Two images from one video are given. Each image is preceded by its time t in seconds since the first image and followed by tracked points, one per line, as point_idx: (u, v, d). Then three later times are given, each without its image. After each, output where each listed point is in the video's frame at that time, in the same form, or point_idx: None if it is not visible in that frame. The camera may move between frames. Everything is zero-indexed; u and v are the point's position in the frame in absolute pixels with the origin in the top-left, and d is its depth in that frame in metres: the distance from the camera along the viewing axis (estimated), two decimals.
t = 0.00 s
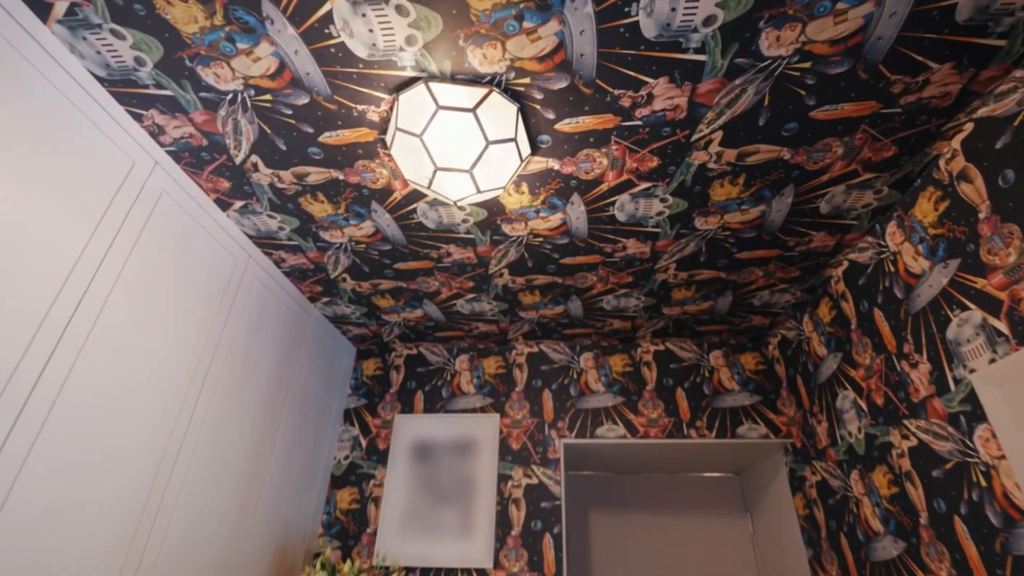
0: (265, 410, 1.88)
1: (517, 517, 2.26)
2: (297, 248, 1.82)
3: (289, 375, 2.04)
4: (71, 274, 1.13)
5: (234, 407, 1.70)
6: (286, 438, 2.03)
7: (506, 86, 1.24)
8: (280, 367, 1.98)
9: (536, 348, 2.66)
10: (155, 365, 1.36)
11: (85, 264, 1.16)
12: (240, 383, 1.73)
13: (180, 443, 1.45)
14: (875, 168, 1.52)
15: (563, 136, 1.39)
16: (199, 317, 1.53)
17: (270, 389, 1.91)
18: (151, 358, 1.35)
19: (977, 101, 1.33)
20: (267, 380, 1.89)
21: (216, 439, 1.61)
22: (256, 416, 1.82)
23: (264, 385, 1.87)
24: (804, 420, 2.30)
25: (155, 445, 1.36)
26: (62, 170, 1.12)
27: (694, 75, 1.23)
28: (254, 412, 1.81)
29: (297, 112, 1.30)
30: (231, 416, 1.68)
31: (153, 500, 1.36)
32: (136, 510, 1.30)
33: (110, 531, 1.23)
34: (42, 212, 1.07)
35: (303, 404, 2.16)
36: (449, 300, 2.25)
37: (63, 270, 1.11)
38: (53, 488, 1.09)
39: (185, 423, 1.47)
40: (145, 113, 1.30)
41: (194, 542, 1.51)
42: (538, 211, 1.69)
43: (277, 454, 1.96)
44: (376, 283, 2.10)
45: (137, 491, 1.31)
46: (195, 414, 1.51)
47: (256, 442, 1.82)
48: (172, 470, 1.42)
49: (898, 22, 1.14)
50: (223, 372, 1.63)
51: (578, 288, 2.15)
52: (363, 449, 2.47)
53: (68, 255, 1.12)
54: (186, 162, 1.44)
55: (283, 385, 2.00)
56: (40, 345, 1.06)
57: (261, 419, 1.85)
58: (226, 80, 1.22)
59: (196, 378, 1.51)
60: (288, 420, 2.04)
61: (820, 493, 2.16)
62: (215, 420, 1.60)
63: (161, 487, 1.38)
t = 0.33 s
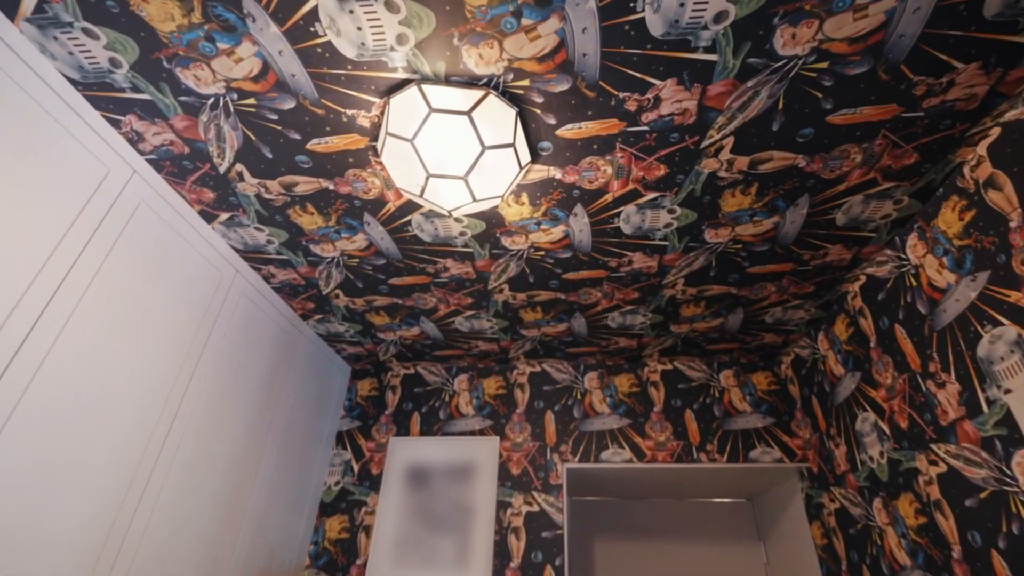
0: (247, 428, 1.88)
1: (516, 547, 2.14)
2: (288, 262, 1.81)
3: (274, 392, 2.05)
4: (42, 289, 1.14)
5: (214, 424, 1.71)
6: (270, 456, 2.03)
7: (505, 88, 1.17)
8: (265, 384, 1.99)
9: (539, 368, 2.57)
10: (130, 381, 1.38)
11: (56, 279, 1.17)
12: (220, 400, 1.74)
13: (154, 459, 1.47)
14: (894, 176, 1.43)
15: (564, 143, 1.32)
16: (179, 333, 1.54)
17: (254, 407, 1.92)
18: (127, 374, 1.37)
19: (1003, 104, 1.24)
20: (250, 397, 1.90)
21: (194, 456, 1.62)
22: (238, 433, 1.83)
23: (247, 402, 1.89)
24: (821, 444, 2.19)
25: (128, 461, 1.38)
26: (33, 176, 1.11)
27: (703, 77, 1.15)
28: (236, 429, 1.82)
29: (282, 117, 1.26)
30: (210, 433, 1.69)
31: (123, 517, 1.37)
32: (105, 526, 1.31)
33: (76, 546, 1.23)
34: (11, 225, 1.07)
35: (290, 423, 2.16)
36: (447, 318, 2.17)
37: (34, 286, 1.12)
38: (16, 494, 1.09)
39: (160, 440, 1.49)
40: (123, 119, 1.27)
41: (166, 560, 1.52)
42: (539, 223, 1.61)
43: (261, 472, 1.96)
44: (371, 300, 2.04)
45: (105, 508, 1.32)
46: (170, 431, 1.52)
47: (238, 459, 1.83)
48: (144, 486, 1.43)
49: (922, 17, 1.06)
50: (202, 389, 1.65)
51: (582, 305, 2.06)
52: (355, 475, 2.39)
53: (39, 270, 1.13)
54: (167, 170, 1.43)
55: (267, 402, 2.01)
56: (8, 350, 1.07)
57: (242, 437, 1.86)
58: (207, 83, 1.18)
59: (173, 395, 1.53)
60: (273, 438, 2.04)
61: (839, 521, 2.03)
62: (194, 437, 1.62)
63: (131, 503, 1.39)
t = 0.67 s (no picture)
0: (236, 440, 1.82)
1: None
2: (278, 273, 1.75)
3: (266, 405, 1.99)
4: (12, 289, 1.09)
5: (202, 436, 1.65)
6: (260, 471, 1.95)
7: (505, 87, 1.10)
8: (256, 396, 1.92)
9: (542, 384, 2.47)
10: (109, 389, 1.32)
11: (27, 280, 1.12)
12: (208, 411, 1.68)
13: (136, 471, 1.40)
14: (919, 182, 1.34)
15: (568, 147, 1.24)
16: (165, 337, 1.50)
17: (244, 419, 1.86)
18: (106, 382, 1.31)
19: None
20: (240, 409, 1.84)
21: (181, 465, 1.56)
22: (227, 446, 1.77)
23: (237, 414, 1.82)
24: (839, 467, 2.07)
25: (107, 472, 1.31)
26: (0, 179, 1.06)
27: (717, 74, 1.08)
28: (224, 442, 1.75)
29: (268, 119, 1.20)
30: (197, 445, 1.63)
31: (101, 532, 1.30)
32: (86, 533, 1.26)
33: (58, 552, 1.18)
34: None
35: (282, 437, 2.09)
36: (445, 332, 2.08)
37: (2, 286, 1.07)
38: None
39: (142, 452, 1.42)
40: (100, 122, 1.23)
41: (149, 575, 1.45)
42: (542, 233, 1.53)
43: (250, 487, 1.89)
44: (366, 313, 1.96)
45: (82, 522, 1.25)
46: (153, 443, 1.46)
47: (228, 469, 1.77)
48: (125, 500, 1.37)
49: (954, 9, 0.97)
50: (189, 399, 1.59)
51: (587, 319, 1.96)
52: (349, 498, 2.29)
53: (8, 270, 1.08)
54: (149, 176, 1.38)
55: (259, 415, 1.94)
56: None
57: (231, 450, 1.79)
58: (188, 82, 1.12)
59: (157, 405, 1.47)
60: (264, 452, 1.98)
61: (859, 551, 1.92)
62: (178, 449, 1.55)
63: (110, 518, 1.32)
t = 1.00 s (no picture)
0: (225, 450, 1.74)
1: None
2: (268, 281, 1.67)
3: (257, 414, 1.91)
4: None
5: (189, 445, 1.58)
6: (250, 483, 1.88)
7: (507, 84, 1.02)
8: (246, 405, 1.85)
9: (545, 398, 2.39)
10: (94, 387, 1.27)
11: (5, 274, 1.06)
12: (196, 420, 1.61)
13: (118, 481, 1.33)
14: (949, 188, 1.26)
15: (574, 149, 1.16)
16: (154, 336, 1.45)
17: (233, 429, 1.79)
18: (91, 378, 1.26)
19: None
20: (230, 417, 1.77)
21: (171, 467, 1.51)
22: (215, 456, 1.69)
23: (227, 423, 1.75)
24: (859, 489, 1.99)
25: (88, 479, 1.25)
26: None
27: (736, 70, 0.99)
28: (213, 452, 1.68)
29: (254, 118, 1.13)
30: (184, 455, 1.55)
31: (83, 537, 1.24)
32: (69, 535, 1.20)
33: (37, 554, 1.13)
34: None
35: (273, 447, 2.02)
36: (444, 343, 2.00)
37: None
38: None
39: (125, 461, 1.35)
40: (76, 120, 1.16)
41: None
42: (546, 240, 1.45)
43: (239, 499, 1.82)
44: (360, 323, 1.89)
45: (63, 526, 1.19)
46: (137, 452, 1.39)
47: (219, 473, 1.71)
48: (107, 510, 1.30)
49: None
50: (175, 406, 1.52)
51: (592, 330, 1.88)
52: (342, 518, 2.21)
53: None
54: (129, 178, 1.31)
55: (249, 424, 1.87)
56: None
57: (220, 460, 1.72)
58: (168, 78, 1.06)
59: (141, 412, 1.40)
60: (255, 462, 1.90)
61: None
62: (163, 459, 1.48)
63: (89, 532, 1.25)
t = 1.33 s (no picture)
0: (213, 465, 1.65)
1: None
2: (258, 291, 1.57)
3: (248, 427, 1.82)
4: None
5: (178, 451, 1.50)
6: (239, 499, 1.78)
7: (516, 75, 0.94)
8: (236, 417, 1.76)
9: (547, 413, 2.28)
10: (78, 389, 1.19)
11: None
12: (183, 432, 1.52)
13: (103, 489, 1.25)
14: (985, 191, 1.18)
15: (586, 147, 1.07)
16: (140, 337, 1.37)
17: (224, 437, 1.70)
18: (74, 379, 1.19)
19: None
20: (219, 430, 1.67)
21: (159, 474, 1.43)
22: (202, 470, 1.60)
23: (215, 436, 1.66)
24: (879, 508, 1.89)
25: (70, 486, 1.17)
26: None
27: (766, 60, 0.91)
28: (200, 464, 1.59)
29: (241, 113, 1.04)
30: (170, 466, 1.47)
31: (64, 548, 1.16)
32: (49, 545, 1.13)
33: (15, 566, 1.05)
34: None
35: (264, 461, 1.92)
36: (443, 356, 1.90)
37: None
38: None
39: (105, 475, 1.26)
40: (48, 114, 1.07)
41: None
42: (553, 246, 1.36)
43: (228, 516, 1.72)
44: (355, 335, 1.79)
45: (43, 537, 1.11)
46: (118, 464, 1.30)
47: (209, 482, 1.63)
48: (90, 519, 1.22)
49: None
50: (161, 417, 1.43)
51: (599, 342, 1.79)
52: (336, 539, 2.10)
53: None
54: (107, 179, 1.22)
55: (239, 437, 1.77)
56: None
57: (207, 475, 1.62)
58: (146, 68, 0.97)
59: (123, 421, 1.31)
60: (244, 478, 1.80)
61: None
62: (146, 472, 1.39)
63: (67, 545, 1.17)
